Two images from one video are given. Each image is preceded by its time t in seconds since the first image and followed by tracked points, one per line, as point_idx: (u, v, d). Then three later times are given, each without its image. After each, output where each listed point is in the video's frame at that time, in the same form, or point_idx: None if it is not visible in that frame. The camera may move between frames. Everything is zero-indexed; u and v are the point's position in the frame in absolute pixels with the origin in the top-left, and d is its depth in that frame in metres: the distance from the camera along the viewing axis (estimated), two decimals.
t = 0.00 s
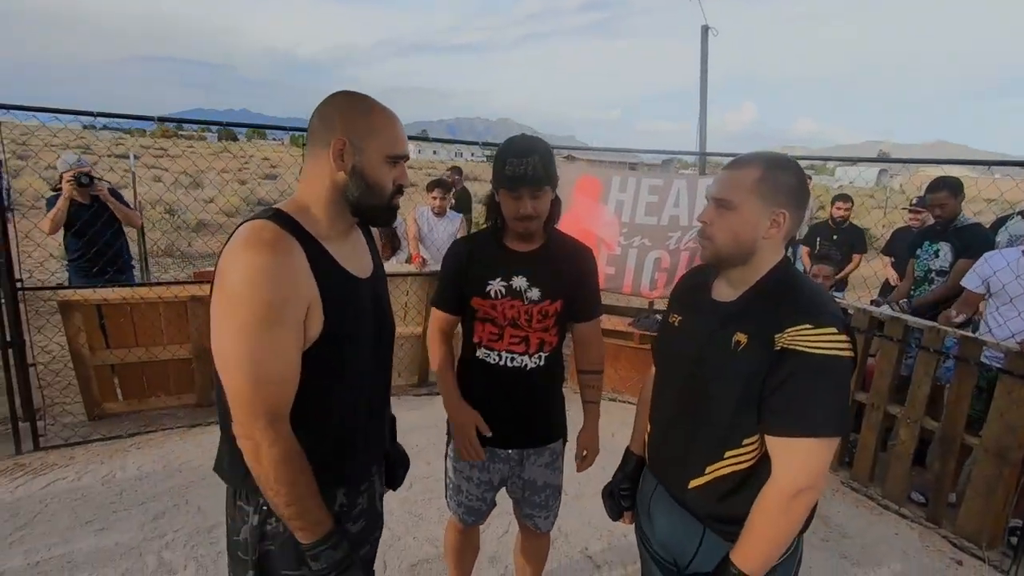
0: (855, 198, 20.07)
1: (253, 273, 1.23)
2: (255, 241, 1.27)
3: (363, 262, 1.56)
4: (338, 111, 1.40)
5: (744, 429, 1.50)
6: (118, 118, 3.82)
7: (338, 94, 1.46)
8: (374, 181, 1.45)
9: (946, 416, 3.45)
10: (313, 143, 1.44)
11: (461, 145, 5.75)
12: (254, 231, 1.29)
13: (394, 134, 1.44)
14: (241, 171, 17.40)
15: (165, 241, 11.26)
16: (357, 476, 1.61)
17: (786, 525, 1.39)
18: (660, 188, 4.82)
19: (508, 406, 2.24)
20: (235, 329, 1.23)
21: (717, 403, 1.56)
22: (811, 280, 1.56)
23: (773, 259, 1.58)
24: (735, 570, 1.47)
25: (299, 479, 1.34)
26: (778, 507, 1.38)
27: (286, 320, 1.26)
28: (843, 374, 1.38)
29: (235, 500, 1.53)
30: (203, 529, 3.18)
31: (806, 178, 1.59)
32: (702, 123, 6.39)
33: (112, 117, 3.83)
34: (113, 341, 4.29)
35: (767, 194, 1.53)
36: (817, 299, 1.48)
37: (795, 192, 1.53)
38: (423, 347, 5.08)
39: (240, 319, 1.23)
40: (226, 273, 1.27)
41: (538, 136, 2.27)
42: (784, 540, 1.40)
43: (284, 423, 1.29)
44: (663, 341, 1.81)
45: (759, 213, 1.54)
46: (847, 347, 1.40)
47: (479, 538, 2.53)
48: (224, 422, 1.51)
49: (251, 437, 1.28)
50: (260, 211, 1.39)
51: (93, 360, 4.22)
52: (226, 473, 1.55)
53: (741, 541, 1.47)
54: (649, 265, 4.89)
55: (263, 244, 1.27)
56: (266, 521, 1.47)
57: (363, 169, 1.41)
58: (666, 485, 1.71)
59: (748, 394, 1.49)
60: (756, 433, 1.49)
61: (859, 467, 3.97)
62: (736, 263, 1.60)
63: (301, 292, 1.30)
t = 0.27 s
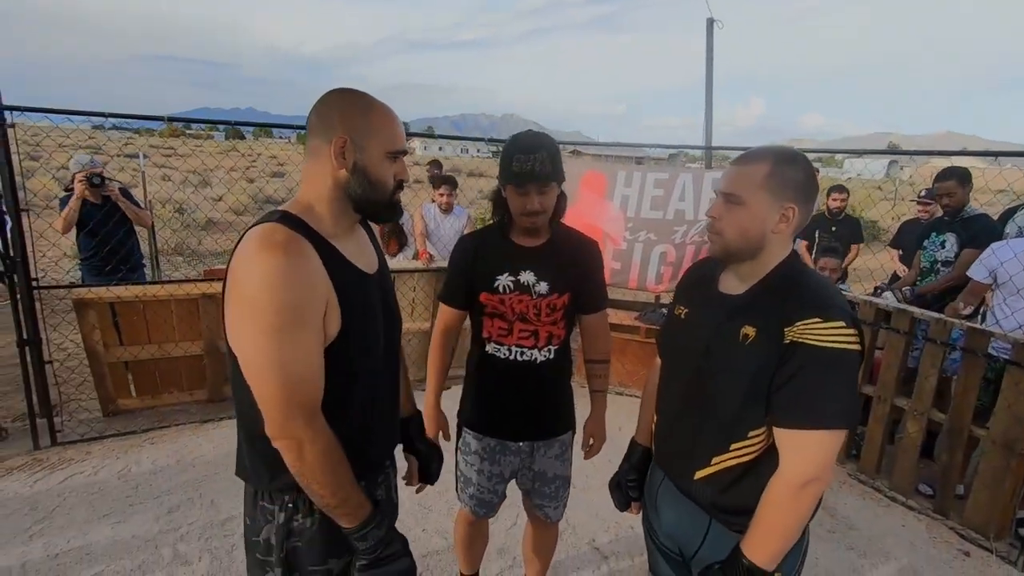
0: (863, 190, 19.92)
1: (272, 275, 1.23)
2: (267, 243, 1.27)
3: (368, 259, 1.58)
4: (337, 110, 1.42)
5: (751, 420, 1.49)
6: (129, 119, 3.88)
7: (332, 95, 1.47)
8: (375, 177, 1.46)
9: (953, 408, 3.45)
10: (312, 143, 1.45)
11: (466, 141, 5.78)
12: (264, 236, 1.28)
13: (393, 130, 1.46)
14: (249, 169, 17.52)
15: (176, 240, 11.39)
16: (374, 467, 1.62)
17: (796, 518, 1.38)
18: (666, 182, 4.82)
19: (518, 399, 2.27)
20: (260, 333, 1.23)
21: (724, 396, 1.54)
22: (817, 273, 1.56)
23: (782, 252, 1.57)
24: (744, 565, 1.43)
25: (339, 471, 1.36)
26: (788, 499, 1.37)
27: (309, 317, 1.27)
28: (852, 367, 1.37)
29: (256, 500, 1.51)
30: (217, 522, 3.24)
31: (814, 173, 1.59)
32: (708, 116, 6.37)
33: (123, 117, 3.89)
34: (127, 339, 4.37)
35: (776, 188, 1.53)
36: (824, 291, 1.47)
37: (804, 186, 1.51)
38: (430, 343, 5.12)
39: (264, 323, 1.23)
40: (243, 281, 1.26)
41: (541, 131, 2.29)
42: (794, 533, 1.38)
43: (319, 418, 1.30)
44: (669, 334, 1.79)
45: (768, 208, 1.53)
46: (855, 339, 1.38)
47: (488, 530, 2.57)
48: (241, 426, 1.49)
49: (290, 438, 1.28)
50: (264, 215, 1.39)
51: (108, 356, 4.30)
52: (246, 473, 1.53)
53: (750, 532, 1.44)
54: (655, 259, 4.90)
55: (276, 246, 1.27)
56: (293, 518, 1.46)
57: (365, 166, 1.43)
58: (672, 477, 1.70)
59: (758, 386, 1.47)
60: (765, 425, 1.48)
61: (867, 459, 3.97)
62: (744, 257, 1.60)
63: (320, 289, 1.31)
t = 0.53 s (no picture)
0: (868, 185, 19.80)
1: (271, 277, 1.24)
2: (265, 245, 1.28)
3: (368, 258, 1.58)
4: (333, 110, 1.42)
5: (753, 413, 1.49)
6: (133, 120, 3.91)
7: (327, 95, 1.48)
8: (372, 176, 1.46)
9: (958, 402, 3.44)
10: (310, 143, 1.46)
11: (468, 139, 5.78)
12: (260, 240, 1.29)
13: (389, 128, 1.47)
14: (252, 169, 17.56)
15: (180, 240, 11.44)
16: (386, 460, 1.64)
17: (797, 511, 1.38)
18: (668, 179, 4.82)
19: (520, 394, 2.28)
20: (263, 335, 1.24)
21: (726, 389, 1.54)
22: (819, 267, 1.56)
23: (784, 246, 1.57)
24: (745, 557, 1.43)
25: (347, 462, 1.39)
26: (787, 492, 1.37)
27: (309, 315, 1.28)
28: (853, 361, 1.38)
29: (268, 497, 1.52)
30: (223, 518, 3.28)
31: (818, 168, 1.58)
32: (710, 112, 6.35)
33: (128, 118, 3.91)
34: (133, 338, 4.40)
35: (779, 182, 1.53)
36: (825, 285, 1.47)
37: (807, 180, 1.51)
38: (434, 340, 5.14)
39: (267, 324, 1.24)
40: (242, 285, 1.27)
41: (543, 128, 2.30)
42: (794, 527, 1.39)
43: (326, 413, 1.32)
44: (670, 328, 1.79)
45: (770, 202, 1.53)
46: (856, 332, 1.39)
47: (491, 525, 2.59)
48: (249, 425, 1.50)
49: (298, 436, 1.29)
50: (263, 216, 1.40)
51: (115, 355, 4.33)
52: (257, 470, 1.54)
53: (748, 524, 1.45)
54: (658, 255, 4.90)
55: (274, 248, 1.28)
56: (304, 514, 1.48)
57: (362, 165, 1.44)
58: (673, 471, 1.70)
59: (760, 380, 1.47)
60: (766, 418, 1.49)
61: (871, 453, 3.96)
62: (746, 251, 1.60)
63: (318, 288, 1.32)
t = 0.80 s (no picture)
0: (870, 184, 19.78)
1: (266, 282, 1.26)
2: (261, 251, 1.30)
3: (369, 260, 1.60)
4: (331, 114, 1.45)
5: (751, 411, 1.50)
6: (137, 125, 3.95)
7: (325, 99, 1.50)
8: (372, 179, 1.48)
9: (959, 401, 3.45)
10: (310, 149, 1.48)
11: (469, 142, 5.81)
12: (256, 246, 1.31)
13: (387, 130, 1.49)
14: (255, 172, 17.63)
15: (184, 244, 11.50)
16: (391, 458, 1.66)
17: (792, 507, 1.40)
18: (669, 179, 4.84)
19: (520, 393, 2.30)
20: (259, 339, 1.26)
21: (725, 388, 1.55)
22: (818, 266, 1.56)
23: (784, 245, 1.58)
24: (740, 552, 1.45)
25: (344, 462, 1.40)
26: (784, 488, 1.39)
27: (304, 320, 1.30)
28: (852, 359, 1.39)
29: (275, 491, 1.55)
30: (228, 519, 3.30)
31: (819, 167, 1.58)
32: (711, 113, 6.37)
33: (131, 123, 3.95)
34: (138, 341, 4.43)
35: (778, 181, 1.53)
36: (824, 284, 1.48)
37: (807, 180, 1.51)
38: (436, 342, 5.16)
39: (263, 329, 1.26)
40: (239, 291, 1.29)
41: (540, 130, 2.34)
42: (789, 523, 1.41)
43: (323, 414, 1.34)
44: (671, 327, 1.80)
45: (770, 201, 1.54)
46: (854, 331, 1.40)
47: (493, 524, 2.61)
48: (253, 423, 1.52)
49: (295, 437, 1.31)
50: (264, 221, 1.42)
51: (120, 358, 4.37)
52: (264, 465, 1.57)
53: (745, 519, 1.47)
54: (658, 256, 4.91)
55: (269, 253, 1.31)
56: (308, 509, 1.50)
57: (360, 167, 1.46)
58: (671, 467, 1.72)
59: (757, 379, 1.48)
60: (765, 415, 1.50)
61: (872, 452, 3.97)
62: (745, 250, 1.60)
63: (313, 292, 1.34)
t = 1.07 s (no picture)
0: (868, 190, 19.85)
1: (264, 282, 1.28)
2: (261, 252, 1.32)
3: (368, 263, 1.61)
4: (336, 117, 1.47)
5: (747, 408, 1.50)
6: (138, 133, 3.99)
7: (332, 103, 1.53)
8: (373, 181, 1.50)
9: (956, 402, 3.46)
10: (311, 152, 1.50)
11: (467, 148, 5.86)
12: (259, 246, 1.34)
13: (390, 134, 1.50)
14: (255, 181, 17.70)
15: (184, 251, 11.52)
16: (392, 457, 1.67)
17: (786, 501, 1.40)
18: (665, 185, 4.87)
19: (519, 394, 2.31)
20: (255, 337, 1.28)
21: (721, 386, 1.56)
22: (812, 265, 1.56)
23: (778, 245, 1.58)
24: (736, 547, 1.46)
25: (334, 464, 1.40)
26: (778, 483, 1.40)
27: (300, 320, 1.31)
28: (845, 355, 1.39)
29: (277, 488, 1.57)
30: (226, 525, 3.30)
31: (812, 167, 1.59)
32: (707, 119, 6.42)
33: (132, 131, 3.98)
34: (137, 347, 4.44)
35: (773, 180, 1.53)
36: (818, 282, 1.48)
37: (801, 180, 1.52)
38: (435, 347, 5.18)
39: (257, 327, 1.28)
40: (240, 289, 1.31)
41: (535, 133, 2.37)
42: (784, 517, 1.41)
43: (314, 415, 1.35)
44: (669, 326, 1.81)
45: (764, 200, 1.54)
46: (847, 327, 1.40)
47: (492, 526, 2.61)
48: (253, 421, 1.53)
49: (286, 435, 1.33)
50: (267, 222, 1.44)
51: (119, 365, 4.38)
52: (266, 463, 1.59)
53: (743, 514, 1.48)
54: (656, 260, 4.94)
55: (269, 255, 1.32)
56: (308, 506, 1.51)
57: (363, 170, 1.48)
58: (670, 464, 1.73)
59: (752, 376, 1.49)
60: (761, 412, 1.49)
61: (870, 455, 3.98)
62: (740, 248, 1.60)
63: (311, 293, 1.35)
